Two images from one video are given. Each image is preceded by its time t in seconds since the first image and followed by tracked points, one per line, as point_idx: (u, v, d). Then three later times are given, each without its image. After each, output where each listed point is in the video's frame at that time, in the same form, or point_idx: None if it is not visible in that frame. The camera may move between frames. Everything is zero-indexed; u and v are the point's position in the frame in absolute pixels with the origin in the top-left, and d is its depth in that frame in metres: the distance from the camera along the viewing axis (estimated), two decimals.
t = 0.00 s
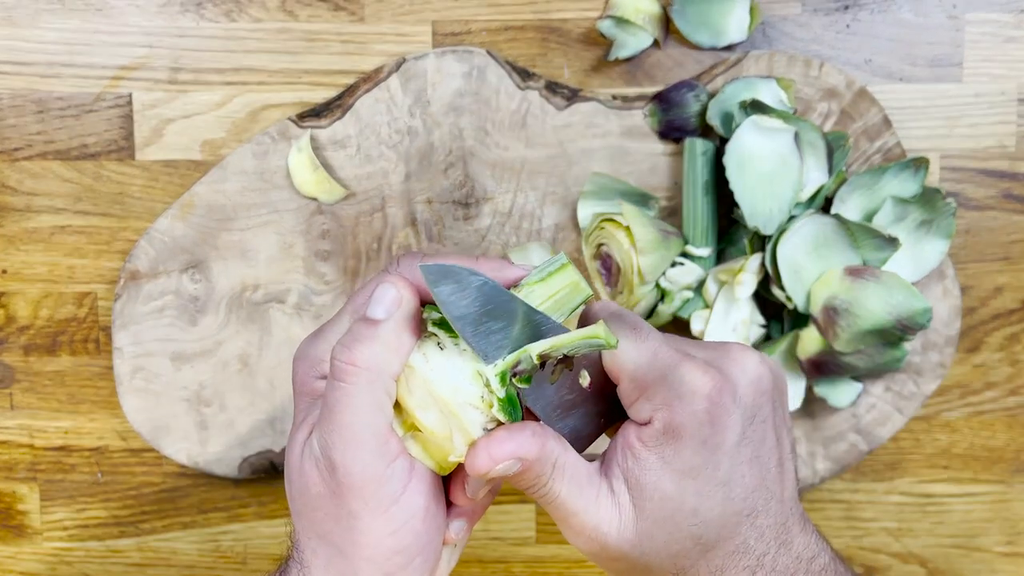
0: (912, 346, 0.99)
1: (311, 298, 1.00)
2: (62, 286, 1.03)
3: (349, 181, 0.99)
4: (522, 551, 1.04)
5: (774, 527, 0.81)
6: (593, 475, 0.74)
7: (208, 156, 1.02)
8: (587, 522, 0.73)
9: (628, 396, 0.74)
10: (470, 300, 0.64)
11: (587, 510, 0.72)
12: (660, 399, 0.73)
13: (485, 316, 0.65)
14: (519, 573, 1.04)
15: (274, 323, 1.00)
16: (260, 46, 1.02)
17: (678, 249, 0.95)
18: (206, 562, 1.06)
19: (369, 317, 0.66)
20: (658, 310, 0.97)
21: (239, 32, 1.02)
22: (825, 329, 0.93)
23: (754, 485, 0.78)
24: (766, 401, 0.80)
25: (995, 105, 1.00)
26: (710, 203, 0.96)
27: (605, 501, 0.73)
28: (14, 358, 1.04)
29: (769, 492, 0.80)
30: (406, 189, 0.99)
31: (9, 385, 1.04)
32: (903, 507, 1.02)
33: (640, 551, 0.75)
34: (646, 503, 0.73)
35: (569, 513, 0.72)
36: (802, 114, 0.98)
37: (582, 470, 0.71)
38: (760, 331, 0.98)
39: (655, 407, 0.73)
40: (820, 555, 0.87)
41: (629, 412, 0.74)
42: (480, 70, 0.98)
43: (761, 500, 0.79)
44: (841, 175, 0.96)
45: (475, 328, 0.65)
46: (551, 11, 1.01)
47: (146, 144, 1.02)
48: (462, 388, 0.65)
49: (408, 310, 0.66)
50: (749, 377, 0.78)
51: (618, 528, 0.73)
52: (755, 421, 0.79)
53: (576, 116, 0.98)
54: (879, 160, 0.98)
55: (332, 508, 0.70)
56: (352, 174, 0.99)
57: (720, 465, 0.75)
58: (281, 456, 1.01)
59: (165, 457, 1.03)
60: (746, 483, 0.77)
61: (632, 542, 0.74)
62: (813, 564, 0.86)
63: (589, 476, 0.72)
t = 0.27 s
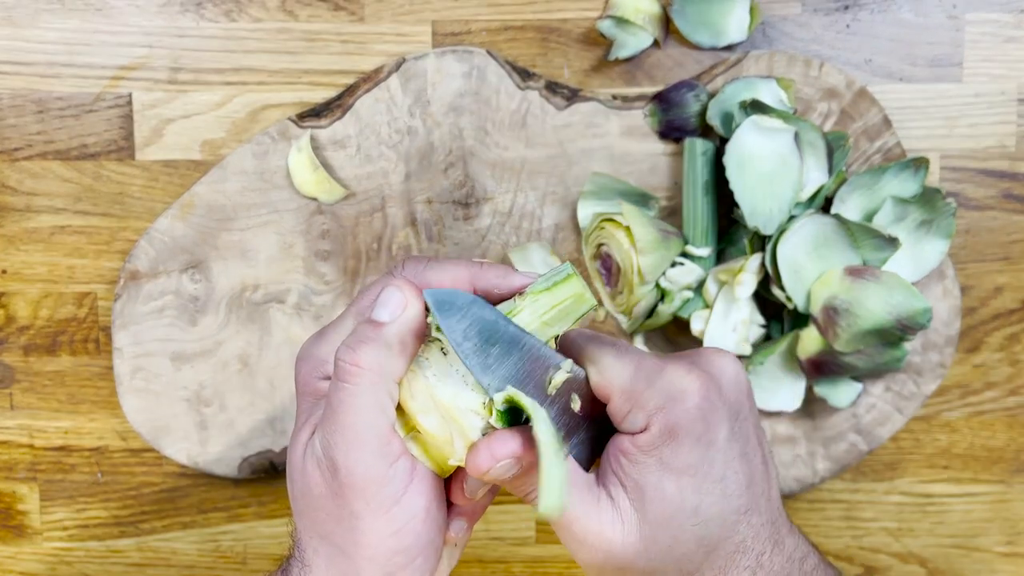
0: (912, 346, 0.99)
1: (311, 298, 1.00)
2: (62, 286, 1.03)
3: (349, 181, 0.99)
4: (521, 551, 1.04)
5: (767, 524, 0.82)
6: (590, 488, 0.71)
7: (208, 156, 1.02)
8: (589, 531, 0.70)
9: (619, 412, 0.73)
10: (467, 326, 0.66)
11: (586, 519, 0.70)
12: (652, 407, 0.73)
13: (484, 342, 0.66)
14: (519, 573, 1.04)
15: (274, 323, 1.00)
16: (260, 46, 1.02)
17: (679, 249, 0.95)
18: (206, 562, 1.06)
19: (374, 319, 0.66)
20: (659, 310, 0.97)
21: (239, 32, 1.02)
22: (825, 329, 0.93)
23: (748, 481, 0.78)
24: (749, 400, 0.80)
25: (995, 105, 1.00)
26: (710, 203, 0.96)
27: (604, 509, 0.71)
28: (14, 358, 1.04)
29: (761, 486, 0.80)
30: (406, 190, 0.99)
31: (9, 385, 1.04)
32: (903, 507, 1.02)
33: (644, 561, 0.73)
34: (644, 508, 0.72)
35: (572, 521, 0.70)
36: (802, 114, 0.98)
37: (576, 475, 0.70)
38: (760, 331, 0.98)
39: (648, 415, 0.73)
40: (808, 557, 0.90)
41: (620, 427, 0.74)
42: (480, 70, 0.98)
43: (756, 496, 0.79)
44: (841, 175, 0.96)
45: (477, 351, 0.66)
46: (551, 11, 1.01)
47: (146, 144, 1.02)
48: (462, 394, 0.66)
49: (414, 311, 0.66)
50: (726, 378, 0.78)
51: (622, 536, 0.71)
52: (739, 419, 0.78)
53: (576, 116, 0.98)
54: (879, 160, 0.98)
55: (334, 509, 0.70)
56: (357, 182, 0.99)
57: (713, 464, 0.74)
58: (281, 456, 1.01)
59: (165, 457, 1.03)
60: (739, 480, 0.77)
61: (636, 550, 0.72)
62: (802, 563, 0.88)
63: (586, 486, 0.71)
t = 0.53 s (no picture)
0: (912, 346, 0.99)
1: (311, 298, 1.00)
2: (62, 286, 1.03)
3: (349, 181, 0.99)
4: (521, 551, 1.04)
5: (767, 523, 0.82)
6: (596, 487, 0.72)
7: (208, 156, 1.02)
8: (596, 529, 0.71)
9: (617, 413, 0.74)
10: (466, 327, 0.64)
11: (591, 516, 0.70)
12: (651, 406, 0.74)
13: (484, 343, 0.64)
14: (519, 573, 1.04)
15: (274, 323, 1.00)
16: (260, 46, 1.02)
17: (679, 249, 0.95)
18: (206, 562, 1.06)
19: (374, 312, 0.66)
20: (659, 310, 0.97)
21: (239, 32, 1.02)
22: (825, 329, 0.93)
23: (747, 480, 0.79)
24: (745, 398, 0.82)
25: (996, 105, 1.00)
26: (710, 203, 0.96)
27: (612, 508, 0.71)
28: (14, 358, 1.04)
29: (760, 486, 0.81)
30: (406, 190, 0.99)
31: (9, 385, 1.04)
32: (903, 507, 1.02)
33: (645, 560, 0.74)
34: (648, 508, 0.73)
35: (577, 520, 0.70)
36: (802, 113, 0.98)
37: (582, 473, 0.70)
38: (760, 331, 0.98)
39: (648, 414, 0.74)
40: (806, 557, 0.89)
41: (619, 427, 0.75)
42: (480, 70, 0.98)
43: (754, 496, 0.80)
44: (841, 175, 0.96)
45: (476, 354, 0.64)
46: (551, 11, 1.01)
47: (146, 144, 1.02)
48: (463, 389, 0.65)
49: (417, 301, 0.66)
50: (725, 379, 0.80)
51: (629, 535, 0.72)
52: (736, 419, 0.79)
53: (576, 116, 0.98)
54: (879, 160, 0.98)
55: (343, 500, 0.70)
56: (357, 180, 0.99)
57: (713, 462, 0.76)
58: (281, 456, 1.01)
59: (165, 457, 1.03)
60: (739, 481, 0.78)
61: (641, 548, 0.72)
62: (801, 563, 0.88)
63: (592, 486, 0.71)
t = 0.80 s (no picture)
0: (912, 346, 0.99)
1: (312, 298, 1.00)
2: (63, 286, 1.04)
3: (349, 181, 0.99)
4: (522, 551, 1.04)
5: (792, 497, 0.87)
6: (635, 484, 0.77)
7: (208, 156, 1.02)
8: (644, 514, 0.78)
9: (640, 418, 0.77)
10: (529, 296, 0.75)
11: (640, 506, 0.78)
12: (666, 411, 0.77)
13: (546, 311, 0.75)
14: (519, 573, 1.04)
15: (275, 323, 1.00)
16: (261, 46, 1.02)
17: (678, 249, 0.96)
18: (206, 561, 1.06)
19: (324, 249, 0.67)
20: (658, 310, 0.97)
21: (239, 32, 1.02)
22: (825, 329, 0.93)
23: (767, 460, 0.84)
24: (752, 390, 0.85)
25: (995, 105, 1.00)
26: (710, 203, 0.96)
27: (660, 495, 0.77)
28: (14, 358, 1.04)
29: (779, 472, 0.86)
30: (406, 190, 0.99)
31: (9, 385, 1.05)
32: (903, 507, 1.02)
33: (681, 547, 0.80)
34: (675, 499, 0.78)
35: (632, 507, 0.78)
36: (802, 113, 0.98)
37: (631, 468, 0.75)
38: (760, 331, 0.98)
39: (700, 400, 0.82)
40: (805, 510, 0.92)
41: (671, 419, 0.82)
42: (480, 70, 0.98)
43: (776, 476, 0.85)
44: (841, 174, 0.96)
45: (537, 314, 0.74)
46: (551, 11, 1.01)
47: (146, 144, 1.02)
48: (419, 296, 0.70)
49: (361, 238, 0.67)
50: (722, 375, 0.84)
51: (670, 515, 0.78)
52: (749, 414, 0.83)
53: (576, 116, 0.98)
54: (879, 160, 0.98)
55: (303, 429, 0.74)
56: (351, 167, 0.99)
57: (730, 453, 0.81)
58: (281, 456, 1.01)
59: (165, 457, 1.03)
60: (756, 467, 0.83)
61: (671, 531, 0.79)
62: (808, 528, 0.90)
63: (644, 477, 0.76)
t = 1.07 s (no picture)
0: (912, 346, 0.99)
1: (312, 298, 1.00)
2: (63, 286, 1.04)
3: (349, 181, 0.99)
4: (522, 550, 1.04)
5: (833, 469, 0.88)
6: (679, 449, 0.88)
7: (209, 156, 1.03)
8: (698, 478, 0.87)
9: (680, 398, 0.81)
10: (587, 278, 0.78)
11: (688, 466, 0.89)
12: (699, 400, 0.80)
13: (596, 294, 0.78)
14: (519, 572, 1.04)
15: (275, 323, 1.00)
16: (261, 46, 1.02)
17: (678, 248, 0.95)
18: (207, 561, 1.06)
19: (353, 284, 0.59)
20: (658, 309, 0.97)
21: (239, 32, 1.02)
22: (824, 329, 0.94)
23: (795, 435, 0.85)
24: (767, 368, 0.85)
25: (995, 105, 1.00)
26: (710, 203, 0.96)
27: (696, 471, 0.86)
28: (15, 358, 1.05)
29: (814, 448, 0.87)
30: (407, 190, 0.99)
31: (9, 384, 1.05)
32: (902, 506, 1.02)
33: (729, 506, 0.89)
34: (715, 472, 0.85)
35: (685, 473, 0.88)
36: (802, 114, 0.98)
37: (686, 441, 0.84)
38: (760, 331, 0.98)
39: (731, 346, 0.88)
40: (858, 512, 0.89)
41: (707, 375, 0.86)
42: (480, 70, 0.98)
43: (815, 449, 0.87)
44: (841, 174, 0.96)
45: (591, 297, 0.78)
46: (551, 11, 1.01)
47: (147, 144, 1.03)
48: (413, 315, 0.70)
49: (379, 256, 0.59)
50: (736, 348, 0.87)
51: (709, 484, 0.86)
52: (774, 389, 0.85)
53: (576, 116, 0.98)
54: (879, 160, 0.98)
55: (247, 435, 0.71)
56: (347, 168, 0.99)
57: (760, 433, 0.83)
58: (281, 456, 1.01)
59: (165, 457, 1.04)
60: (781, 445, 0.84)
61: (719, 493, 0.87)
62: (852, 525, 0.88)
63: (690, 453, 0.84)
